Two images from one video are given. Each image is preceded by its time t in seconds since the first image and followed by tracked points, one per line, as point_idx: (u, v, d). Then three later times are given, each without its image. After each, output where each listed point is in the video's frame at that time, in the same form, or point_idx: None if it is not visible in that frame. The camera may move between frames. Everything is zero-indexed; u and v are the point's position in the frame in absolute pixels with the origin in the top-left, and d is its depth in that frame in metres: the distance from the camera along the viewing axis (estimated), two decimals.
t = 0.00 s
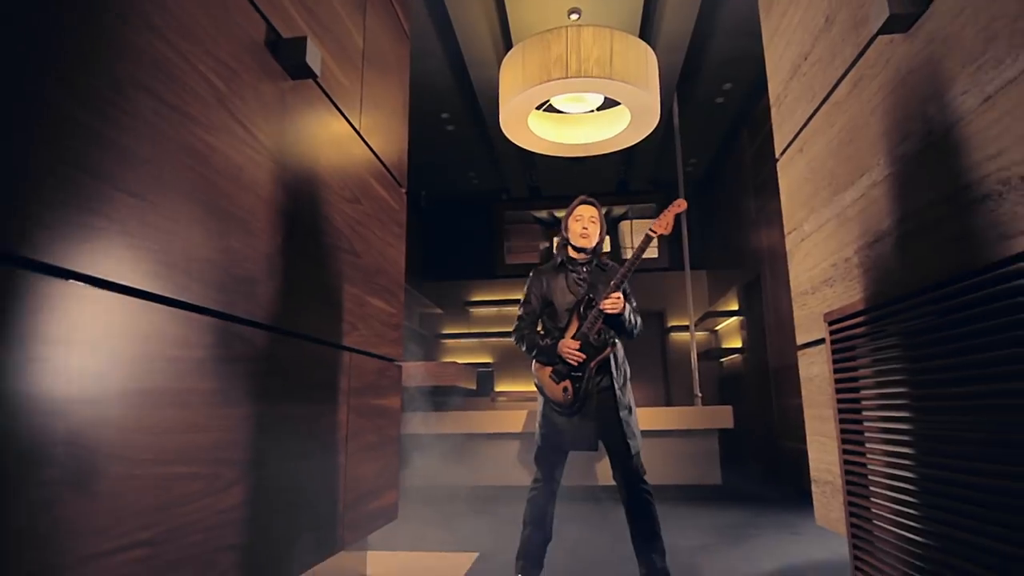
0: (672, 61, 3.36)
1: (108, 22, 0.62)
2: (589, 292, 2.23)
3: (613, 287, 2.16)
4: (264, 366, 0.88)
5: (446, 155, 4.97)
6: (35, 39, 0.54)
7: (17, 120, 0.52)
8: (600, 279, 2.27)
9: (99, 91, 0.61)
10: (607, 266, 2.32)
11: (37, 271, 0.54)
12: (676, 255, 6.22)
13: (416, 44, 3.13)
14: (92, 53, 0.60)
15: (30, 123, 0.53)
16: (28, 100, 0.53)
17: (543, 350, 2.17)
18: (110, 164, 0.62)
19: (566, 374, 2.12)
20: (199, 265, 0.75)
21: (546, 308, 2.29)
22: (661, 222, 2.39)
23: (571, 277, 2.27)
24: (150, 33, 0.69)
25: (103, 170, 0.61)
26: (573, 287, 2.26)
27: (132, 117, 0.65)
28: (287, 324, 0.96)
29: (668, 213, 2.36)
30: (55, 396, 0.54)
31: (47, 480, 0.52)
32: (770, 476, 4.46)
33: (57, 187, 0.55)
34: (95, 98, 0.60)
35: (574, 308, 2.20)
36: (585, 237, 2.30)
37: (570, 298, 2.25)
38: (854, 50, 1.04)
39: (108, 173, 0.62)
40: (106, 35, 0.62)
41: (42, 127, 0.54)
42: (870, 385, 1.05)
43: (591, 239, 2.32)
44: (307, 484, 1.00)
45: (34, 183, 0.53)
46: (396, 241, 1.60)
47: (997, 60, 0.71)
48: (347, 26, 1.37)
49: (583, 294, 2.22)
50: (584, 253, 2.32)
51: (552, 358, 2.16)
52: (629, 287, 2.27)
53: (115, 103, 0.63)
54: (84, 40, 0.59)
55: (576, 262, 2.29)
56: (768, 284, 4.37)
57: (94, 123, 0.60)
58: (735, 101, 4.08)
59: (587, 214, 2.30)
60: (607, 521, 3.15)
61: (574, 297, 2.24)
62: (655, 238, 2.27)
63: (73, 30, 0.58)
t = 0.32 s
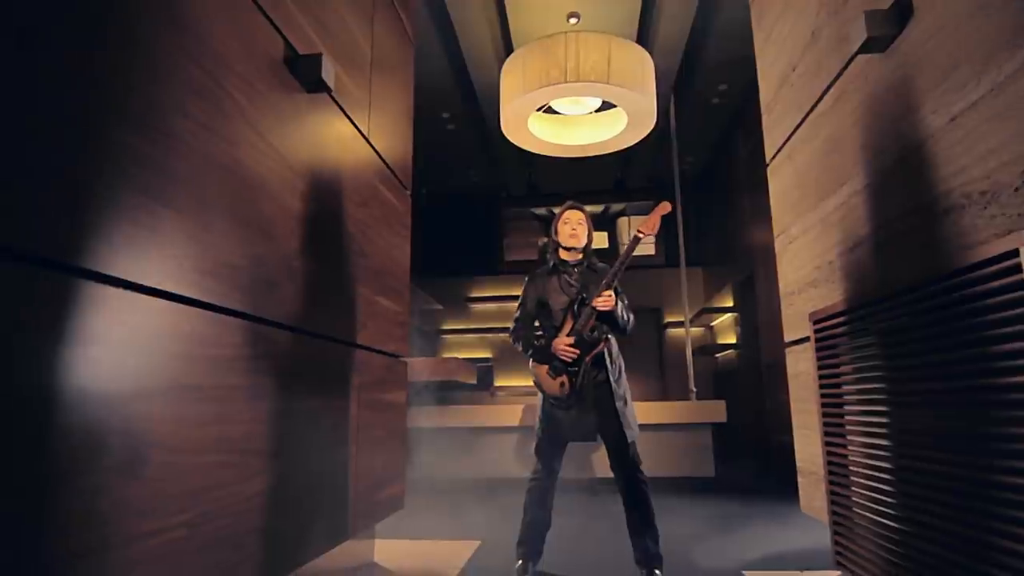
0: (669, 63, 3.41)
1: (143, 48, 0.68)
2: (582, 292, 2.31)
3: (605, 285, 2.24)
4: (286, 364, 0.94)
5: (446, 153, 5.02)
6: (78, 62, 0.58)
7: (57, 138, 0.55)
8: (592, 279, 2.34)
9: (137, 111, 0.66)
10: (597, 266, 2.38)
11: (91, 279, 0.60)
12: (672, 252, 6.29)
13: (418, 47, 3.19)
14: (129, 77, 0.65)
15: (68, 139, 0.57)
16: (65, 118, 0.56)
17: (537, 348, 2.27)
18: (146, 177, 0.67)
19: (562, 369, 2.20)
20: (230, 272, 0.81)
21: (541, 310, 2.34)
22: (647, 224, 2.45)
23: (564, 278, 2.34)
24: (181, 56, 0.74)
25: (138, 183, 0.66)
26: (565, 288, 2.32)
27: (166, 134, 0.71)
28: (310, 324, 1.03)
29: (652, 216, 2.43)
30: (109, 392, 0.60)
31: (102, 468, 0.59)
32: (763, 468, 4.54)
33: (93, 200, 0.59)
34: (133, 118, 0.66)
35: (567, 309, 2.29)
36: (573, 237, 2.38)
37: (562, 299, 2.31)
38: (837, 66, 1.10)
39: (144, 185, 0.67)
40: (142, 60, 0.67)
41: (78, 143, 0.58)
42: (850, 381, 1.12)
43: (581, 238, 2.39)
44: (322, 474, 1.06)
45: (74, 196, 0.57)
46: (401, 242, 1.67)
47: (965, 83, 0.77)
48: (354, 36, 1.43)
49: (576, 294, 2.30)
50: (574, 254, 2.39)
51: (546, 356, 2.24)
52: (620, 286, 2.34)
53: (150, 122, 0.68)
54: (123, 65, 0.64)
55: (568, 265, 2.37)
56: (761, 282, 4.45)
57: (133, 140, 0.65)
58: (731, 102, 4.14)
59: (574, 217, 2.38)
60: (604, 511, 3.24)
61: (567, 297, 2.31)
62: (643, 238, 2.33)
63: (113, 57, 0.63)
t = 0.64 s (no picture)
0: (663, 74, 3.49)
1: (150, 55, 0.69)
2: (573, 300, 2.39)
3: (596, 294, 2.33)
4: (303, 368, 1.00)
5: (444, 160, 5.08)
6: (96, 76, 0.60)
7: (57, 137, 0.55)
8: (582, 288, 2.43)
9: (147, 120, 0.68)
10: (586, 275, 2.47)
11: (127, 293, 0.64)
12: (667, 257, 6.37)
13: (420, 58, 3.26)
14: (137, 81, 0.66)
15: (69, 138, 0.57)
16: (64, 116, 0.56)
17: (533, 357, 2.36)
18: (153, 182, 0.68)
19: (558, 375, 2.29)
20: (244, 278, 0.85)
21: (535, 319, 2.41)
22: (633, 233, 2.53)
23: (555, 288, 2.41)
24: (189, 69, 0.76)
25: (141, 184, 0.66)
26: (557, 297, 2.40)
27: (174, 141, 0.73)
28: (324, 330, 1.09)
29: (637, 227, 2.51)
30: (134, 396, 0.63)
31: (147, 464, 0.65)
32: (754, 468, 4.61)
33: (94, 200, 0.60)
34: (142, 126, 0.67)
35: (560, 317, 2.36)
36: (561, 248, 2.43)
37: (555, 308, 2.38)
38: (818, 88, 1.17)
39: (151, 191, 0.68)
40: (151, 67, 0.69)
41: (78, 142, 0.58)
42: (831, 386, 1.19)
43: (569, 248, 2.45)
44: (333, 475, 1.12)
45: (76, 197, 0.57)
46: (404, 250, 1.73)
47: (938, 105, 0.82)
48: (358, 51, 1.48)
49: (568, 303, 2.38)
50: (563, 265, 2.44)
51: (542, 363, 2.33)
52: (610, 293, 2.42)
53: (158, 131, 0.70)
54: (134, 73, 0.66)
55: (559, 274, 2.43)
56: (754, 288, 4.52)
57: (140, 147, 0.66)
58: (724, 111, 4.22)
59: (561, 229, 2.43)
60: (600, 510, 3.31)
61: (560, 307, 2.38)
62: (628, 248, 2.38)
63: (126, 70, 0.65)
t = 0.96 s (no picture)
0: (655, 88, 3.58)
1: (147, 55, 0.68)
2: (563, 310, 2.47)
3: (584, 301, 2.41)
4: (316, 372, 1.07)
5: (441, 168, 5.14)
6: (136, 109, 0.66)
7: (70, 143, 0.57)
8: (570, 298, 2.50)
9: (145, 122, 0.68)
10: (573, 285, 2.54)
11: (165, 307, 0.71)
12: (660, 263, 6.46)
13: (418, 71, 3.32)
14: (134, 82, 0.66)
15: (75, 139, 0.57)
16: (63, 116, 0.56)
17: (527, 365, 2.41)
18: (147, 183, 0.68)
19: (552, 381, 2.35)
20: (244, 284, 0.86)
21: (528, 330, 2.47)
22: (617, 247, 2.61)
23: (544, 300, 2.48)
24: (186, 71, 0.76)
25: (137, 186, 0.66)
26: (547, 309, 2.46)
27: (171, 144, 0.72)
28: (335, 339, 1.17)
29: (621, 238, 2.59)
30: (132, 402, 0.64)
31: (182, 462, 0.72)
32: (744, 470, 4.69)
33: (86, 201, 0.59)
34: (140, 129, 0.67)
35: (552, 326, 2.44)
36: (548, 263, 2.51)
37: (547, 319, 2.45)
38: (796, 112, 1.26)
39: (146, 192, 0.68)
40: (149, 68, 0.69)
41: (77, 141, 0.58)
42: (810, 391, 1.27)
43: (555, 264, 2.53)
44: (341, 476, 1.19)
45: (74, 198, 0.58)
46: (405, 261, 1.79)
47: (908, 129, 0.88)
48: (360, 70, 1.54)
49: (558, 312, 2.45)
50: (551, 278, 2.52)
51: (536, 371, 2.38)
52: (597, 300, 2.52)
53: (155, 134, 0.70)
54: (135, 76, 0.66)
55: (547, 287, 2.50)
56: (743, 295, 4.60)
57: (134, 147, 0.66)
58: (715, 123, 4.30)
59: (548, 245, 2.52)
60: (594, 510, 3.38)
61: (550, 318, 2.45)
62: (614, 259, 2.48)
63: (129, 75, 0.65)
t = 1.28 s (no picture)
0: (644, 102, 3.67)
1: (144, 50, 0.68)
2: (551, 320, 2.54)
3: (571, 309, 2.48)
4: (322, 380, 1.15)
5: (434, 178, 5.21)
6: (161, 136, 0.71)
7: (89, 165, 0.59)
8: (558, 308, 2.57)
9: (142, 122, 0.67)
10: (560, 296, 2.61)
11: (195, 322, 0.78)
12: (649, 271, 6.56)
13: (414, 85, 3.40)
14: (133, 84, 0.66)
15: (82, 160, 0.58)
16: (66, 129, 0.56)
17: (519, 374, 2.47)
18: (147, 185, 0.68)
19: (542, 389, 2.41)
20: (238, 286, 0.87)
21: (520, 342, 2.55)
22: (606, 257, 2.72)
23: (532, 313, 2.56)
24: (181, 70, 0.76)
25: (133, 187, 0.66)
26: (536, 320, 2.54)
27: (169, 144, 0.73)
28: (341, 349, 1.24)
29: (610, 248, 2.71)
30: (128, 406, 0.64)
31: (204, 463, 0.78)
32: (730, 474, 4.79)
33: (90, 197, 0.59)
34: (138, 129, 0.67)
35: (541, 335, 2.51)
36: (539, 281, 2.58)
37: (536, 329, 2.52)
38: (773, 136, 1.34)
39: (146, 196, 0.68)
40: (146, 67, 0.69)
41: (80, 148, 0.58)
42: (787, 397, 1.35)
43: (546, 282, 2.61)
44: (343, 479, 1.25)
45: (76, 198, 0.58)
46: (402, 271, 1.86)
47: (873, 156, 0.95)
48: (360, 89, 1.61)
49: (546, 323, 2.53)
50: (541, 292, 2.59)
51: (528, 379, 2.44)
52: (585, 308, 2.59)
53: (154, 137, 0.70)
54: (163, 106, 0.72)
55: (536, 300, 2.58)
56: (730, 304, 4.70)
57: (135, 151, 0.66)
58: (702, 136, 4.40)
59: (537, 263, 2.59)
60: (584, 512, 3.46)
61: (539, 328, 2.52)
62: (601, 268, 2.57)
63: (150, 99, 0.69)
